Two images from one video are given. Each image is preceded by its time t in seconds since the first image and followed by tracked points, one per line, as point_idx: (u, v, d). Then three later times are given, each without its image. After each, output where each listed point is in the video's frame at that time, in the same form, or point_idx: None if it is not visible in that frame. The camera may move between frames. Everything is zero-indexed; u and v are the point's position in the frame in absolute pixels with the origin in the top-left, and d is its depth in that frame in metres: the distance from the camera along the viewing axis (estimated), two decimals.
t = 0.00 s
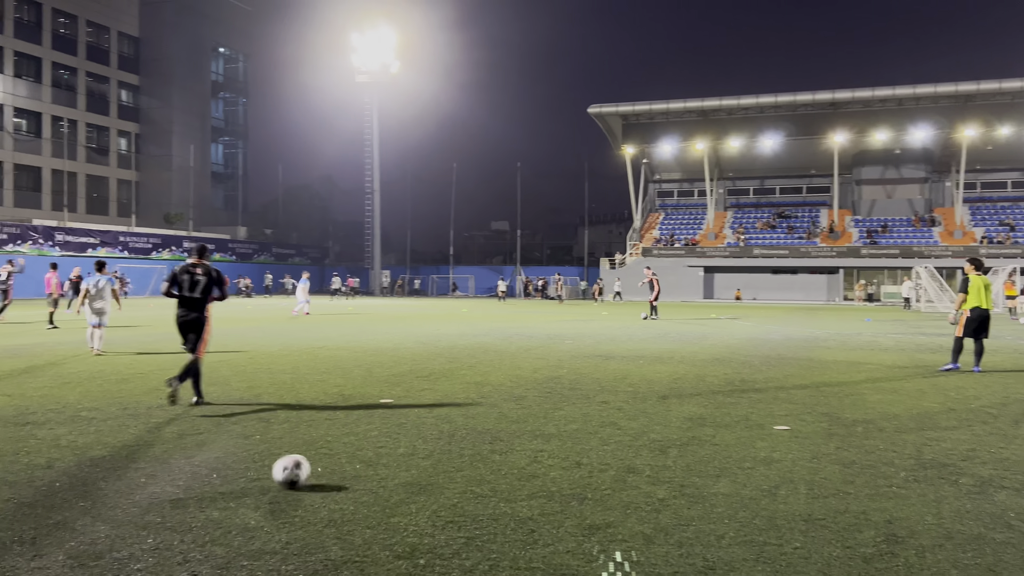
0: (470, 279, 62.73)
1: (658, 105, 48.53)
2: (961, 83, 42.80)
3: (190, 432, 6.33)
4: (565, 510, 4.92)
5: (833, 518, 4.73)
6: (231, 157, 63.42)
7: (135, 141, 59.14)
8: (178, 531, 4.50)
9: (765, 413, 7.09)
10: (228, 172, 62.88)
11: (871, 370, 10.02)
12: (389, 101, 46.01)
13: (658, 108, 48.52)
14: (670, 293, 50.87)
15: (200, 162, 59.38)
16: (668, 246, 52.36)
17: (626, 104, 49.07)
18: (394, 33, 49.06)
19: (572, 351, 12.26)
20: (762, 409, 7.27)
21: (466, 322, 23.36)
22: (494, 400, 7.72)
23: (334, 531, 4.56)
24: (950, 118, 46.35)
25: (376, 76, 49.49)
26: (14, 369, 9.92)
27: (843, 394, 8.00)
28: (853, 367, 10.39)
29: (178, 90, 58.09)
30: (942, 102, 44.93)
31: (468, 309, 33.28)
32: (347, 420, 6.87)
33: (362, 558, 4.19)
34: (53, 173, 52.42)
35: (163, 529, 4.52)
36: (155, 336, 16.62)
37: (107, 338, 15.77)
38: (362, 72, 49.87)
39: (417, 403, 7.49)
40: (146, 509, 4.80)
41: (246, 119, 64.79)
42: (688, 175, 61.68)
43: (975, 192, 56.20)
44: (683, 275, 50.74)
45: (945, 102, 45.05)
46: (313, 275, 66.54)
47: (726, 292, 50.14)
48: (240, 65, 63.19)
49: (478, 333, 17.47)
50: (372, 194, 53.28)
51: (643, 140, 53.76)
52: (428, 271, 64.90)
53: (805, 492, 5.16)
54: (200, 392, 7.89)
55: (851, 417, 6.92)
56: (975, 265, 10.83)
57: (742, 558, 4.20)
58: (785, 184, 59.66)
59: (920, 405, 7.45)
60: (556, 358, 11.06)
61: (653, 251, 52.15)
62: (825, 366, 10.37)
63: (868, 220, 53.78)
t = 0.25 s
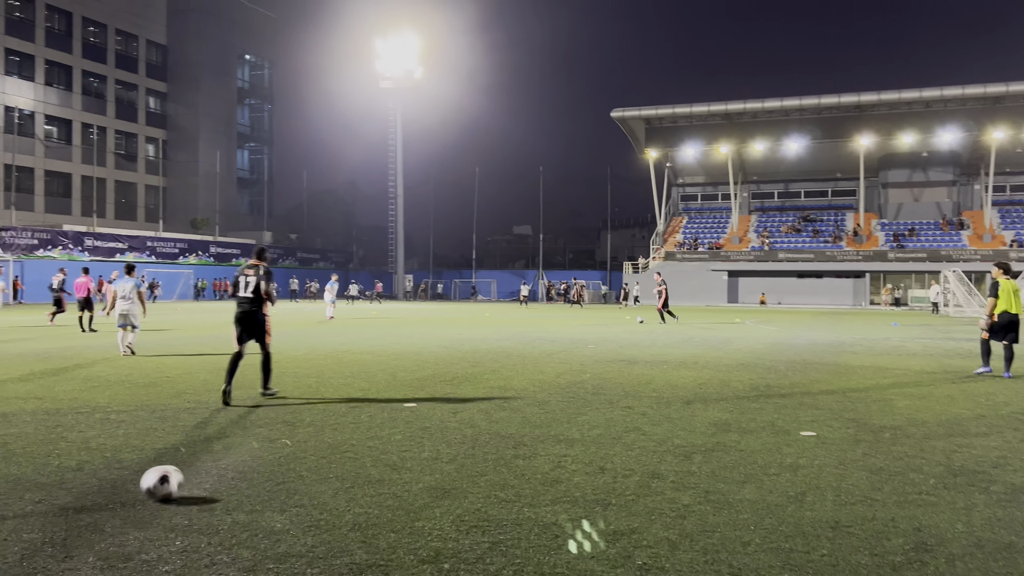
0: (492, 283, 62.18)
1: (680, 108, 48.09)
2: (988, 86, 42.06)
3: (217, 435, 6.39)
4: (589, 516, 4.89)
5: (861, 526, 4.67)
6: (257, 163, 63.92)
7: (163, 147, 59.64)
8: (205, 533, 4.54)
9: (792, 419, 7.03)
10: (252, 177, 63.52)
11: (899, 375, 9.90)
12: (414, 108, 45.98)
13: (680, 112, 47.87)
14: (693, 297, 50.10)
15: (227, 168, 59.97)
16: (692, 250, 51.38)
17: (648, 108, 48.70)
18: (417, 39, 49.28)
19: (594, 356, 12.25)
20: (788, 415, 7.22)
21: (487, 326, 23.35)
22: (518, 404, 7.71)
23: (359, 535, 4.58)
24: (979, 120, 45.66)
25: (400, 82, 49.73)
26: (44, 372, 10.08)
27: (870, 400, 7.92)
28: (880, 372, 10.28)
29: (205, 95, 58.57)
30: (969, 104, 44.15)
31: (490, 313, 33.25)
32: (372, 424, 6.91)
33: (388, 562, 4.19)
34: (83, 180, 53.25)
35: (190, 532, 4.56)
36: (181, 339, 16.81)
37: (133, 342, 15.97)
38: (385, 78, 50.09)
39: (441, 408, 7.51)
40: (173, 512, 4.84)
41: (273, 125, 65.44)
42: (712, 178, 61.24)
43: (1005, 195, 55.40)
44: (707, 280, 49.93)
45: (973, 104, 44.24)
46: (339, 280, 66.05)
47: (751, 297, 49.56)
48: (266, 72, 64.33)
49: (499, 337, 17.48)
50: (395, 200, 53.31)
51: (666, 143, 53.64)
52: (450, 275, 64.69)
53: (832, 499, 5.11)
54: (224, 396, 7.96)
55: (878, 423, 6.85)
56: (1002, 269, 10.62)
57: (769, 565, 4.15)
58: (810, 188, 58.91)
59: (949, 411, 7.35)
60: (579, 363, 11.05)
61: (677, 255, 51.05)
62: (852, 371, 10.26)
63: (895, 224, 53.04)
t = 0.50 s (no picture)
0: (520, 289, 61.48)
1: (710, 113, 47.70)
2: None
3: (250, 440, 6.44)
4: (620, 524, 4.86)
5: (896, 536, 4.60)
6: (287, 170, 64.14)
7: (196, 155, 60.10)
8: (239, 538, 4.58)
9: (825, 427, 6.95)
10: (283, 185, 63.91)
11: (936, 382, 9.73)
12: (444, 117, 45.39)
13: (709, 116, 47.78)
14: (723, 303, 49.14)
15: (259, 175, 60.54)
16: (721, 256, 50.64)
17: (677, 112, 48.71)
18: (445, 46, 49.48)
19: (623, 361, 12.19)
20: (821, 423, 7.13)
21: (513, 332, 23.27)
22: (547, 410, 7.70)
23: (390, 542, 4.59)
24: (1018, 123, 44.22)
25: (428, 88, 50.20)
26: (79, 376, 10.28)
27: (905, 407, 7.80)
28: (916, 379, 10.11)
29: (238, 100, 59.10)
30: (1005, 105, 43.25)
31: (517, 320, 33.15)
32: (402, 429, 6.94)
33: (418, 569, 4.19)
34: (118, 188, 54.13)
35: (224, 536, 4.60)
36: (212, 345, 16.99)
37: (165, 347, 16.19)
38: (414, 85, 50.54)
39: (470, 414, 7.52)
40: (208, 516, 4.89)
41: (303, 132, 65.75)
42: (743, 183, 59.00)
43: None
44: (737, 285, 49.05)
45: (1010, 106, 43.29)
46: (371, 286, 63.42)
47: (782, 302, 48.44)
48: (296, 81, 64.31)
49: (526, 343, 17.44)
50: (424, 207, 53.30)
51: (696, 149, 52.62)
52: (478, 280, 64.38)
53: (867, 508, 5.03)
54: (254, 402, 8.04)
55: (913, 431, 6.75)
56: None
57: None
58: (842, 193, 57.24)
59: (987, 420, 7.22)
60: (608, 369, 11.00)
61: (707, 261, 50.29)
62: (887, 378, 10.10)
63: (931, 228, 51.40)
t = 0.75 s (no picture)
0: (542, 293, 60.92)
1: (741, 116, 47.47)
2: None
3: (275, 444, 6.49)
4: (645, 530, 4.84)
5: (926, 544, 4.53)
6: (312, 176, 65.14)
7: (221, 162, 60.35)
8: (264, 542, 4.60)
9: (851, 434, 6.87)
10: (308, 191, 64.71)
11: (965, 388, 9.60)
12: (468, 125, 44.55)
13: (732, 119, 47.56)
14: (746, 307, 48.78)
15: (284, 182, 61.13)
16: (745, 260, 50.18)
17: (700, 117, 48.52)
18: (466, 52, 49.73)
19: (647, 366, 12.11)
20: (847, 429, 7.05)
21: (534, 336, 23.27)
22: (569, 416, 7.69)
23: (414, 547, 4.59)
24: None
25: (450, 95, 50.23)
26: (107, 381, 10.41)
27: (932, 414, 7.69)
28: (945, 385, 9.97)
29: (263, 106, 59.44)
30: None
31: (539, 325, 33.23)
32: (425, 435, 6.96)
33: None
34: (144, 194, 54.87)
35: (249, 540, 4.62)
36: (237, 349, 17.17)
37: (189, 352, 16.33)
38: (436, 91, 50.51)
39: (493, 419, 7.52)
40: (234, 520, 4.92)
41: (326, 139, 66.58)
42: (767, 187, 58.65)
43: None
44: (761, 289, 48.61)
45: None
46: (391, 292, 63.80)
47: (807, 306, 48.10)
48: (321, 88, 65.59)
49: (548, 348, 17.38)
50: (445, 212, 53.33)
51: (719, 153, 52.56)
52: (500, 285, 63.05)
53: (895, 516, 4.97)
54: (278, 407, 8.09)
55: (942, 438, 6.65)
56: None
57: None
58: (867, 196, 56.59)
59: (1018, 426, 7.10)
60: (631, 375, 10.97)
61: (731, 264, 49.83)
62: (914, 384, 9.98)
63: (957, 232, 50.71)
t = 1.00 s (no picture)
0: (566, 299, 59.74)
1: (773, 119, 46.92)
2: None
3: (302, 450, 6.52)
4: (671, 538, 4.80)
5: (960, 554, 4.45)
6: (336, 182, 65.97)
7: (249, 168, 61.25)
8: (290, 548, 4.62)
9: (880, 441, 6.76)
10: (332, 197, 65.75)
11: (1000, 394, 9.43)
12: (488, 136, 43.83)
13: (760, 122, 47.01)
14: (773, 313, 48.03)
15: (307, 189, 61.53)
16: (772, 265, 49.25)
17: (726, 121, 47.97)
18: (491, 58, 49.89)
19: (670, 372, 12.05)
20: (876, 437, 6.94)
21: (558, 341, 23.26)
22: (593, 422, 7.64)
23: (440, 553, 4.58)
24: None
25: (473, 100, 50.19)
26: (135, 387, 10.52)
27: (964, 421, 7.56)
28: (978, 391, 9.79)
29: (286, 112, 60.39)
30: None
31: (563, 330, 33.20)
32: (452, 440, 6.96)
33: None
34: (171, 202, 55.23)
35: (275, 547, 4.64)
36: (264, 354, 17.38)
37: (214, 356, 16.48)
38: (460, 97, 50.51)
39: (517, 425, 7.50)
40: (262, 526, 4.95)
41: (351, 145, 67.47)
42: (793, 191, 57.96)
43: None
44: (788, 294, 47.91)
45: None
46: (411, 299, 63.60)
47: (834, 312, 47.44)
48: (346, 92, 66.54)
49: (569, 354, 17.33)
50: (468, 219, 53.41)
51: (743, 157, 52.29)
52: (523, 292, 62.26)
53: (927, 525, 4.89)
54: (301, 413, 8.11)
55: (973, 445, 6.53)
56: None
57: None
58: (895, 200, 55.87)
59: None
60: (657, 380, 10.93)
61: (757, 270, 48.80)
62: (946, 390, 9.81)
63: (988, 236, 50.11)
